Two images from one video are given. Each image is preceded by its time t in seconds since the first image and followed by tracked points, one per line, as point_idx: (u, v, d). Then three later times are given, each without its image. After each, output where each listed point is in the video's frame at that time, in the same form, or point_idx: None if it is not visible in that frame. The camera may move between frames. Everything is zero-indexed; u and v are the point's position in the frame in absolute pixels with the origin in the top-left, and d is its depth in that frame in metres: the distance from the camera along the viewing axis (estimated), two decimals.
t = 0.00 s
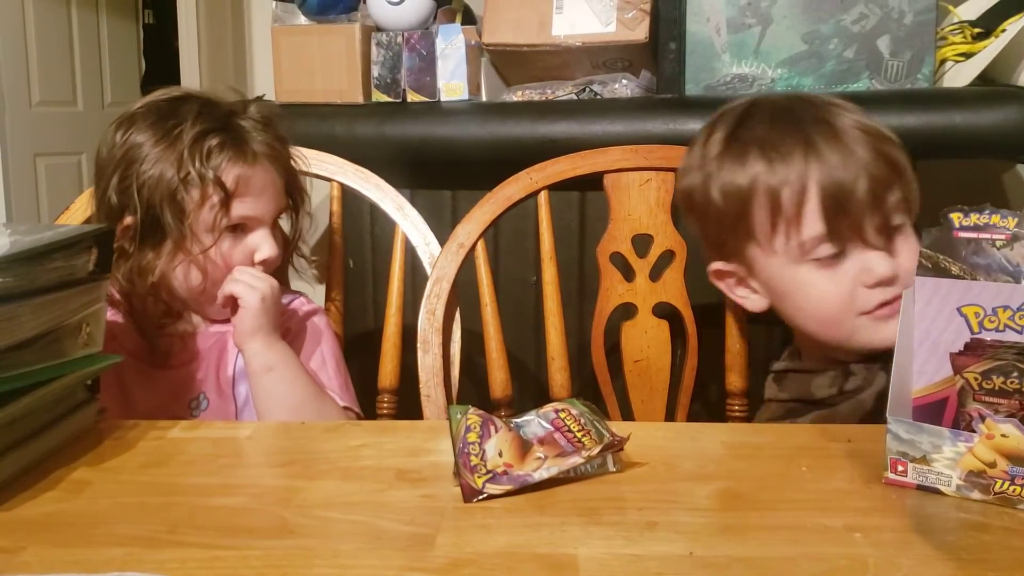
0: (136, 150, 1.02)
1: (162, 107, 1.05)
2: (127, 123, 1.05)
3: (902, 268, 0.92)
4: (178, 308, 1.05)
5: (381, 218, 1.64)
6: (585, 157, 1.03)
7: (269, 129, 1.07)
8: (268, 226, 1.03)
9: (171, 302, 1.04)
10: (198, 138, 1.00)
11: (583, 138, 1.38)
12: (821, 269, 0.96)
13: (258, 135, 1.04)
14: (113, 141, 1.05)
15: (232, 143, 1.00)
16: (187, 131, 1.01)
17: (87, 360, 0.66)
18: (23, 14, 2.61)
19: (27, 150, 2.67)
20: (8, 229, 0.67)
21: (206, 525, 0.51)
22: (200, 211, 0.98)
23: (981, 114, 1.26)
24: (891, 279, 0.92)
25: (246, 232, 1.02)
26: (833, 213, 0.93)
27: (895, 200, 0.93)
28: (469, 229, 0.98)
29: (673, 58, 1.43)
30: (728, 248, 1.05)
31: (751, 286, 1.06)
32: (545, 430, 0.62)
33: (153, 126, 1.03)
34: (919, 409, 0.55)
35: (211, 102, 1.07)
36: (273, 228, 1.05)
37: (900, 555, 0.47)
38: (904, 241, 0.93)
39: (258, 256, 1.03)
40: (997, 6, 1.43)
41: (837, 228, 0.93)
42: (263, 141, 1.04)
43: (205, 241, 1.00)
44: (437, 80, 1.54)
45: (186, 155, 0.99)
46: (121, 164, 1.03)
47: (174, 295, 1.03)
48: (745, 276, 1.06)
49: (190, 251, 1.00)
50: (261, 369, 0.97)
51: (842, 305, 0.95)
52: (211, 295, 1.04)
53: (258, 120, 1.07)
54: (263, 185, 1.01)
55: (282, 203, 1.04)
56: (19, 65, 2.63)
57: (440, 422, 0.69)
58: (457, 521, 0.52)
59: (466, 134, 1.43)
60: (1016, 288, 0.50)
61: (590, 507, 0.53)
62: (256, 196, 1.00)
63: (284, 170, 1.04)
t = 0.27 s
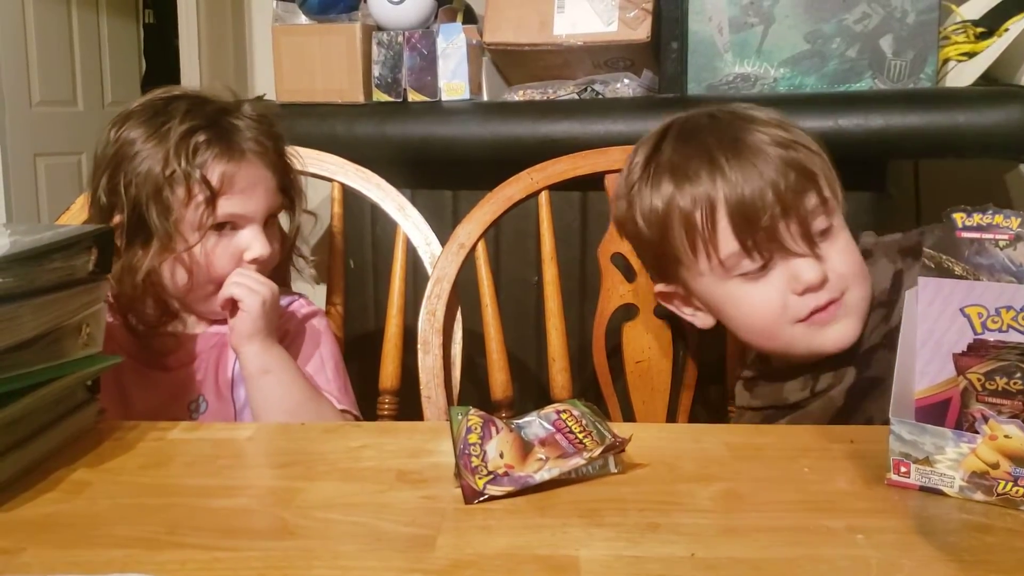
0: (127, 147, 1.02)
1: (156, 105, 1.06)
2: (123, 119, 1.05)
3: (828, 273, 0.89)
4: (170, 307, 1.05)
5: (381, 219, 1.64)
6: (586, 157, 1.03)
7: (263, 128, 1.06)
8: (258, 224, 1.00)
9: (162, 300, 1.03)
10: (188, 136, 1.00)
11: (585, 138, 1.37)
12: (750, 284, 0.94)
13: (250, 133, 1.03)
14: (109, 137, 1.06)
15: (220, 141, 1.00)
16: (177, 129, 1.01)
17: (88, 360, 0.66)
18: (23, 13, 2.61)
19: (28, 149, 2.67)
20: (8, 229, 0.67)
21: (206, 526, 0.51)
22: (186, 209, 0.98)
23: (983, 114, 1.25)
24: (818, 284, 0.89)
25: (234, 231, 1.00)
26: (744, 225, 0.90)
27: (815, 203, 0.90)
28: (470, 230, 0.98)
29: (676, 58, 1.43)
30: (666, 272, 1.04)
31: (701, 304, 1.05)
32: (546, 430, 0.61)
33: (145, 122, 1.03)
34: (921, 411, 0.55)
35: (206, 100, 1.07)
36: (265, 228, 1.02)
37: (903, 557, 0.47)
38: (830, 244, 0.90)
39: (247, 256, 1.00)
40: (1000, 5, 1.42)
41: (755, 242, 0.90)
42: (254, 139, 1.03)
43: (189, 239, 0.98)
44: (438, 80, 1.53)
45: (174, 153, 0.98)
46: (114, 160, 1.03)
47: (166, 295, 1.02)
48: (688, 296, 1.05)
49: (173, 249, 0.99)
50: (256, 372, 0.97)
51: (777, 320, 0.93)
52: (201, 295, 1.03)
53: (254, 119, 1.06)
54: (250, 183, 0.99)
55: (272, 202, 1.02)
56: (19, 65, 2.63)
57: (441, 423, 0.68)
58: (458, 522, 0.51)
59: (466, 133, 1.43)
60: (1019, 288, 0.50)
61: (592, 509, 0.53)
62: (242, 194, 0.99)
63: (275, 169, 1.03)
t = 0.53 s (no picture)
0: (128, 142, 1.04)
1: (159, 101, 1.07)
2: (128, 115, 1.07)
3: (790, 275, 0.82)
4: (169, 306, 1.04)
5: (383, 220, 1.64)
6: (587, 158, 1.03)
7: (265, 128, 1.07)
8: (253, 223, 1.00)
9: (158, 297, 1.03)
10: (187, 133, 1.01)
11: (585, 139, 1.38)
12: (711, 297, 0.85)
13: (249, 132, 1.04)
14: (114, 133, 1.07)
15: (217, 138, 1.00)
16: (177, 125, 1.02)
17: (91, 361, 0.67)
18: (25, 15, 2.61)
19: (31, 150, 2.67)
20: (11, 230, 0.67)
21: (208, 526, 0.51)
22: (179, 205, 0.98)
23: (982, 115, 1.25)
24: (781, 289, 0.81)
25: (228, 229, 0.99)
26: (699, 232, 0.82)
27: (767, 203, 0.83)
28: (471, 231, 0.98)
29: (676, 58, 1.42)
30: (627, 289, 0.95)
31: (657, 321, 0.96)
32: (547, 430, 0.62)
33: (146, 117, 1.04)
34: (920, 411, 0.55)
35: (208, 98, 1.08)
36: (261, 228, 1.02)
37: (901, 556, 0.47)
38: (787, 244, 0.83)
39: (241, 255, 1.00)
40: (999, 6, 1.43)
41: (711, 250, 0.82)
42: (254, 138, 1.03)
43: (181, 234, 0.99)
44: (439, 81, 1.54)
45: (171, 148, 0.99)
46: (116, 155, 1.05)
47: (162, 291, 1.03)
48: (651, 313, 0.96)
49: (165, 243, 0.99)
50: (249, 374, 0.97)
51: (741, 333, 0.85)
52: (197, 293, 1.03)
53: (257, 120, 1.07)
54: (244, 180, 0.99)
55: (269, 202, 1.01)
56: (21, 66, 2.63)
57: (442, 423, 0.69)
58: (458, 522, 0.52)
59: (467, 134, 1.43)
60: (1018, 288, 0.51)
61: (592, 508, 0.53)
62: (236, 191, 0.99)
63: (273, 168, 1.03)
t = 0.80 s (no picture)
0: (135, 138, 1.05)
1: (168, 99, 1.08)
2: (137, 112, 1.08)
3: (767, 291, 0.82)
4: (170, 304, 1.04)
5: (383, 220, 1.64)
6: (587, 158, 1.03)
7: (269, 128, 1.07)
8: (253, 221, 1.00)
9: (159, 293, 1.03)
10: (191, 129, 1.01)
11: (586, 139, 1.38)
12: (691, 317, 0.85)
13: (253, 131, 1.04)
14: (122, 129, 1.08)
15: (220, 136, 1.01)
16: (181, 122, 1.03)
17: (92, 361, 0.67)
18: (26, 15, 2.62)
19: (32, 151, 2.67)
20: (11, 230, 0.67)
21: (209, 525, 0.51)
22: (180, 202, 0.99)
23: (983, 114, 1.25)
24: (760, 306, 0.82)
25: (227, 227, 0.99)
26: (675, 254, 0.83)
27: (742, 221, 0.83)
28: (471, 231, 0.98)
29: (676, 59, 1.43)
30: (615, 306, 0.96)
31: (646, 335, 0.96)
32: (548, 430, 0.62)
33: (154, 114, 1.05)
34: (921, 411, 0.55)
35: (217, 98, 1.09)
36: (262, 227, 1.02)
37: (901, 556, 0.47)
38: (765, 260, 0.83)
39: (241, 253, 0.99)
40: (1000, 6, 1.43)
41: (689, 272, 0.83)
42: (257, 137, 1.03)
43: (180, 230, 0.99)
44: (439, 81, 1.54)
45: (175, 145, 1.00)
46: (122, 150, 1.06)
47: (162, 288, 1.03)
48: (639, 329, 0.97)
49: (164, 238, 0.99)
50: (248, 372, 0.97)
51: (724, 351, 0.85)
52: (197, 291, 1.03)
53: (262, 119, 1.07)
54: (244, 178, 0.99)
55: (270, 201, 1.01)
56: (22, 66, 2.63)
57: (442, 423, 0.69)
58: (459, 522, 0.52)
59: (467, 135, 1.43)
60: (1019, 289, 0.50)
61: (592, 508, 0.53)
62: (235, 189, 0.99)
63: (275, 167, 1.03)
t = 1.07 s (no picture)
0: (139, 137, 1.05)
1: (173, 99, 1.08)
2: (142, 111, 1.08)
3: (782, 283, 0.86)
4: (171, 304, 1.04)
5: (384, 221, 1.65)
6: (588, 158, 1.02)
7: (274, 130, 1.07)
8: (254, 224, 1.00)
9: (160, 292, 1.03)
10: (194, 130, 1.02)
11: (588, 139, 1.38)
12: (708, 298, 0.91)
13: (257, 133, 1.04)
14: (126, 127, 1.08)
15: (223, 137, 1.01)
16: (185, 122, 1.03)
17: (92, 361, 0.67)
18: (27, 15, 2.62)
19: (33, 151, 2.67)
20: (12, 230, 0.67)
21: (210, 526, 0.51)
22: (183, 203, 0.99)
23: (985, 115, 1.25)
24: (773, 295, 0.87)
25: (229, 229, 1.00)
26: (691, 243, 0.88)
27: (763, 212, 0.86)
28: (472, 231, 0.98)
29: (677, 59, 1.43)
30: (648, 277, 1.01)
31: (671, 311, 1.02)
32: (549, 431, 0.61)
33: (158, 113, 1.05)
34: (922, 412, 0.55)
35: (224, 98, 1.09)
36: (264, 230, 1.02)
37: (903, 558, 0.47)
38: (783, 251, 0.87)
39: (242, 254, 1.00)
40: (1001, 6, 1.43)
41: (704, 257, 0.88)
42: (260, 140, 1.03)
43: (181, 231, 0.99)
44: (440, 82, 1.54)
45: (177, 145, 1.00)
46: (126, 149, 1.06)
47: (162, 287, 1.03)
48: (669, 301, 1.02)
49: (166, 238, 0.99)
50: (247, 373, 0.96)
51: (737, 330, 0.92)
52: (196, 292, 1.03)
53: (267, 121, 1.07)
54: (246, 181, 0.99)
55: (272, 204, 1.01)
56: (23, 66, 2.63)
57: (443, 423, 0.69)
58: (460, 522, 0.52)
59: (468, 135, 1.44)
60: (1020, 291, 0.50)
61: (593, 509, 0.53)
62: (238, 191, 0.99)
63: (278, 170, 1.02)
